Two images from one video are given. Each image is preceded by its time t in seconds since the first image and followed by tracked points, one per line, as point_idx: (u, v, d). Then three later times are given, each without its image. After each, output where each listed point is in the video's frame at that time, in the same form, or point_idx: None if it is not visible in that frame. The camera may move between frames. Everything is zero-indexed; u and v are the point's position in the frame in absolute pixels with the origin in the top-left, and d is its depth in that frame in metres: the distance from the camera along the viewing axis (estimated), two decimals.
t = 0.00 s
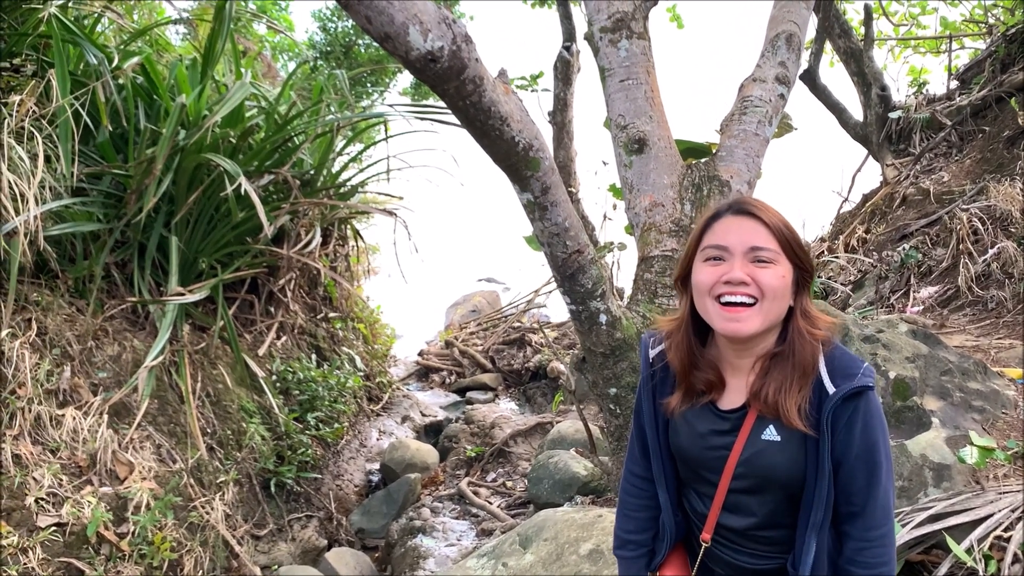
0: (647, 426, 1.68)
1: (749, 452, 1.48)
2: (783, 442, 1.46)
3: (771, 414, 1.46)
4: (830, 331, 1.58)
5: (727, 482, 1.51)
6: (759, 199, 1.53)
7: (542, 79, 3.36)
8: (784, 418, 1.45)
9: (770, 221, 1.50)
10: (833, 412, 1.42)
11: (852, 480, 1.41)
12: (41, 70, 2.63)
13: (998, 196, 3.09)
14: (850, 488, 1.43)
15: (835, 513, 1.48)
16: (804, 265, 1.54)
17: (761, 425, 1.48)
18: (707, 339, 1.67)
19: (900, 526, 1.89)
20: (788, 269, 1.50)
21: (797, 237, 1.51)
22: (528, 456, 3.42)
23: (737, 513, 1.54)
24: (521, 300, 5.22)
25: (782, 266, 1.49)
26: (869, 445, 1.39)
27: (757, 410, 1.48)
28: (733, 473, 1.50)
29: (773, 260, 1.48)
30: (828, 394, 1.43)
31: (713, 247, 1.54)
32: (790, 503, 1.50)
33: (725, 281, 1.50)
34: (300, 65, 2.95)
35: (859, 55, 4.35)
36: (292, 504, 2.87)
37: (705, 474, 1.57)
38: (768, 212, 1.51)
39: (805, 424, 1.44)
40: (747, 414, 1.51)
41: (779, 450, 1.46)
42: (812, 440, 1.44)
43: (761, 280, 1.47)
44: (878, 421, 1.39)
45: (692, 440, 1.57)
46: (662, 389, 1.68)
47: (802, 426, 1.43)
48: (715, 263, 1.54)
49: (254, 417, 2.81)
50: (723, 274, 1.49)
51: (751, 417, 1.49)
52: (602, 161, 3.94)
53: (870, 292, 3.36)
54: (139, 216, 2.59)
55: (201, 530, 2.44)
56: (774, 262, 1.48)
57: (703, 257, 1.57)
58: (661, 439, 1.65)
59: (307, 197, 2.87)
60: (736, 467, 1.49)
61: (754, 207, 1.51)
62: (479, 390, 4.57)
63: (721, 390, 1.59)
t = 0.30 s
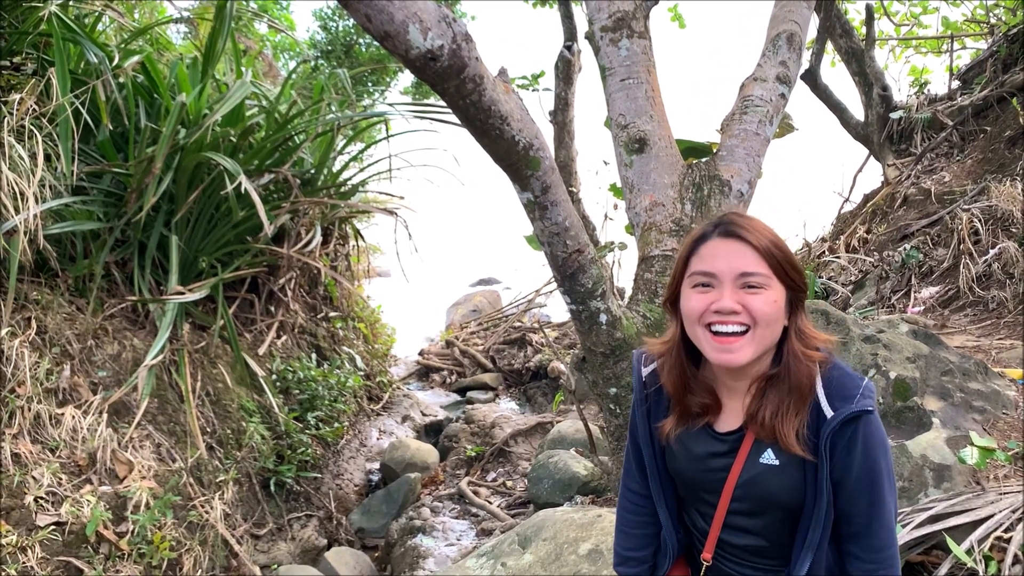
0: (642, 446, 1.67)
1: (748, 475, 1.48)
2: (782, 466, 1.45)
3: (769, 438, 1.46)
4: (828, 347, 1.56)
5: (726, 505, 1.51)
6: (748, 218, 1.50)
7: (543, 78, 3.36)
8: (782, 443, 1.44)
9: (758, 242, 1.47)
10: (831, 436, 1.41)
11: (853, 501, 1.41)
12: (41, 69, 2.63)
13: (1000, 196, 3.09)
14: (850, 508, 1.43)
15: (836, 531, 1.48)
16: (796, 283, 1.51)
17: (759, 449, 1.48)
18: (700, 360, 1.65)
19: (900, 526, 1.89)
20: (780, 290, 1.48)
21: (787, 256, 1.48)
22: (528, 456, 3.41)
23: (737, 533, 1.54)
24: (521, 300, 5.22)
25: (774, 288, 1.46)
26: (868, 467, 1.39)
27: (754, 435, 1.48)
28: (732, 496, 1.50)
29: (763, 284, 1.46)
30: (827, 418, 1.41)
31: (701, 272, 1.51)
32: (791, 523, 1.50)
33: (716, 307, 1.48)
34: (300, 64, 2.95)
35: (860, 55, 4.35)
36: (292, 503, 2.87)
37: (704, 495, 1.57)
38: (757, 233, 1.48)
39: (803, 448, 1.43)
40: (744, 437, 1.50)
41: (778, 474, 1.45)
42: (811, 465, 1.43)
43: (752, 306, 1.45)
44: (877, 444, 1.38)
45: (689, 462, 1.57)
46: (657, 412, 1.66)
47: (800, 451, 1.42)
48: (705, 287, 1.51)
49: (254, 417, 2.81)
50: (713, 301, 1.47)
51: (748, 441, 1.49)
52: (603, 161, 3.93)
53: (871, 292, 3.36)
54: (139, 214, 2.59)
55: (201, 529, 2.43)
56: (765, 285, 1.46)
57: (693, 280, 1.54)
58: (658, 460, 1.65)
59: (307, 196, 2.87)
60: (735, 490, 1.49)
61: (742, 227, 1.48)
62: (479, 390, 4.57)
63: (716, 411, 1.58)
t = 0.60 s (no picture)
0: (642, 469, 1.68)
1: (749, 503, 1.49)
2: (784, 496, 1.46)
3: (770, 469, 1.46)
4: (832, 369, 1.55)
5: (728, 530, 1.53)
6: (745, 248, 1.47)
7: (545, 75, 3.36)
8: (783, 474, 1.45)
9: (756, 273, 1.45)
10: (833, 469, 1.41)
11: (855, 532, 1.41)
12: (43, 66, 2.63)
13: (1002, 192, 3.08)
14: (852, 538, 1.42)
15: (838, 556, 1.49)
16: (796, 311, 1.49)
17: (761, 478, 1.49)
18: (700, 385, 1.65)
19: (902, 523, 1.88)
20: (780, 322, 1.46)
21: (787, 286, 1.46)
22: (530, 453, 3.41)
23: (739, 557, 1.56)
24: (523, 297, 5.22)
25: (774, 321, 1.45)
26: (871, 500, 1.38)
27: (755, 465, 1.49)
28: (734, 522, 1.52)
29: (763, 317, 1.45)
30: (829, 449, 1.41)
31: (698, 305, 1.50)
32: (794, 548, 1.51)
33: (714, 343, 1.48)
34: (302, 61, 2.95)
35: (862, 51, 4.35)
36: (294, 500, 2.87)
37: (706, 519, 1.59)
38: (754, 265, 1.46)
39: (804, 481, 1.43)
40: (745, 465, 1.51)
41: (779, 503, 1.47)
42: (812, 496, 1.44)
43: (751, 341, 1.45)
44: (881, 476, 1.38)
45: (690, 490, 1.58)
46: (657, 439, 1.67)
47: (802, 484, 1.43)
48: (702, 321, 1.50)
49: (256, 414, 2.81)
50: (712, 338, 1.47)
51: (749, 471, 1.50)
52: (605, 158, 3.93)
53: (873, 289, 3.36)
54: (141, 212, 2.59)
55: (203, 526, 2.43)
56: (764, 319, 1.45)
57: (689, 313, 1.53)
58: (658, 485, 1.66)
59: (309, 193, 2.88)
60: (736, 517, 1.51)
61: (738, 259, 1.46)
62: (481, 387, 4.57)
63: (717, 439, 1.58)
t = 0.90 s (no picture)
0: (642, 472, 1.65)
1: (756, 506, 1.49)
2: (791, 497, 1.46)
3: (778, 471, 1.47)
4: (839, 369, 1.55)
5: (733, 533, 1.53)
6: (753, 252, 1.46)
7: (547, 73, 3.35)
8: (791, 477, 1.45)
9: (765, 278, 1.44)
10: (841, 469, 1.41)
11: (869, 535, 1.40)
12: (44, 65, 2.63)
13: (1005, 190, 3.08)
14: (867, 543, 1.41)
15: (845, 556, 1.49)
16: (805, 315, 1.48)
17: (768, 480, 1.49)
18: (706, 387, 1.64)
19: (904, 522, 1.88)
20: (790, 327, 1.46)
21: (796, 290, 1.45)
22: (532, 452, 3.41)
23: (744, 561, 1.55)
24: (525, 295, 5.22)
25: (784, 327, 1.45)
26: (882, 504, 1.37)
27: (763, 467, 1.49)
28: (741, 524, 1.52)
29: (772, 323, 1.44)
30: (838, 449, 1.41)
31: (706, 312, 1.49)
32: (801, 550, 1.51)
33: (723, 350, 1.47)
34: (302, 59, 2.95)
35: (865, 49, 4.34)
36: (296, 499, 2.87)
37: (712, 523, 1.58)
38: (763, 269, 1.44)
39: (812, 483, 1.44)
40: (752, 467, 1.51)
41: (787, 505, 1.47)
42: (820, 498, 1.44)
43: (761, 348, 1.44)
44: (891, 476, 1.37)
45: (696, 493, 1.57)
46: (661, 444, 1.65)
47: (810, 486, 1.43)
48: (710, 327, 1.49)
49: (258, 412, 2.81)
50: (721, 346, 1.46)
51: (757, 473, 1.50)
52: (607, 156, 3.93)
53: (875, 287, 3.35)
54: (143, 211, 2.59)
55: (205, 525, 2.43)
56: (775, 325, 1.44)
57: (697, 319, 1.52)
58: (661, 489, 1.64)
59: (311, 192, 2.88)
60: (743, 519, 1.51)
61: (748, 264, 1.44)
62: (483, 386, 4.57)
63: (724, 442, 1.58)
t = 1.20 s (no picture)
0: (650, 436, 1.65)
1: (772, 480, 1.47)
2: (807, 468, 1.44)
3: (794, 444, 1.45)
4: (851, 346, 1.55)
5: (748, 508, 1.50)
6: (767, 230, 1.48)
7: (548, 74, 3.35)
8: (808, 449, 1.43)
9: (779, 254, 1.45)
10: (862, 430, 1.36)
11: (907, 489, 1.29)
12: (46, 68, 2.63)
13: (1007, 190, 3.08)
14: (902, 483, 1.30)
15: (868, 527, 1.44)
16: (818, 292, 1.50)
17: (783, 453, 1.47)
18: (718, 367, 1.64)
19: (908, 522, 1.86)
20: (804, 304, 1.47)
21: (810, 266, 1.46)
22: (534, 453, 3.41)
23: (759, 536, 1.52)
24: (526, 296, 5.22)
25: (798, 304, 1.46)
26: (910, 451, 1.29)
27: (777, 441, 1.47)
28: (755, 499, 1.49)
29: (787, 299, 1.45)
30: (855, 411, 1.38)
31: (721, 289, 1.49)
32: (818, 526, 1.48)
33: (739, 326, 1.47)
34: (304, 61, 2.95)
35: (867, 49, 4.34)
36: (298, 500, 2.87)
37: (724, 498, 1.56)
38: (777, 246, 1.46)
39: (830, 453, 1.41)
40: (766, 442, 1.50)
41: (803, 476, 1.45)
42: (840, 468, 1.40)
43: (776, 324, 1.45)
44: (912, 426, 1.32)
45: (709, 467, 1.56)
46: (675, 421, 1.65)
47: (828, 457, 1.40)
48: (726, 305, 1.50)
49: (260, 414, 2.82)
50: (737, 322, 1.46)
51: (771, 447, 1.48)
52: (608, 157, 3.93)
53: (877, 287, 3.35)
54: (145, 213, 2.59)
55: (207, 527, 2.43)
56: (789, 301, 1.46)
57: (712, 297, 1.52)
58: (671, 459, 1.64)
59: (313, 194, 2.88)
60: (758, 493, 1.48)
61: (762, 240, 1.46)
62: (485, 387, 4.57)
63: (738, 420, 1.57)
